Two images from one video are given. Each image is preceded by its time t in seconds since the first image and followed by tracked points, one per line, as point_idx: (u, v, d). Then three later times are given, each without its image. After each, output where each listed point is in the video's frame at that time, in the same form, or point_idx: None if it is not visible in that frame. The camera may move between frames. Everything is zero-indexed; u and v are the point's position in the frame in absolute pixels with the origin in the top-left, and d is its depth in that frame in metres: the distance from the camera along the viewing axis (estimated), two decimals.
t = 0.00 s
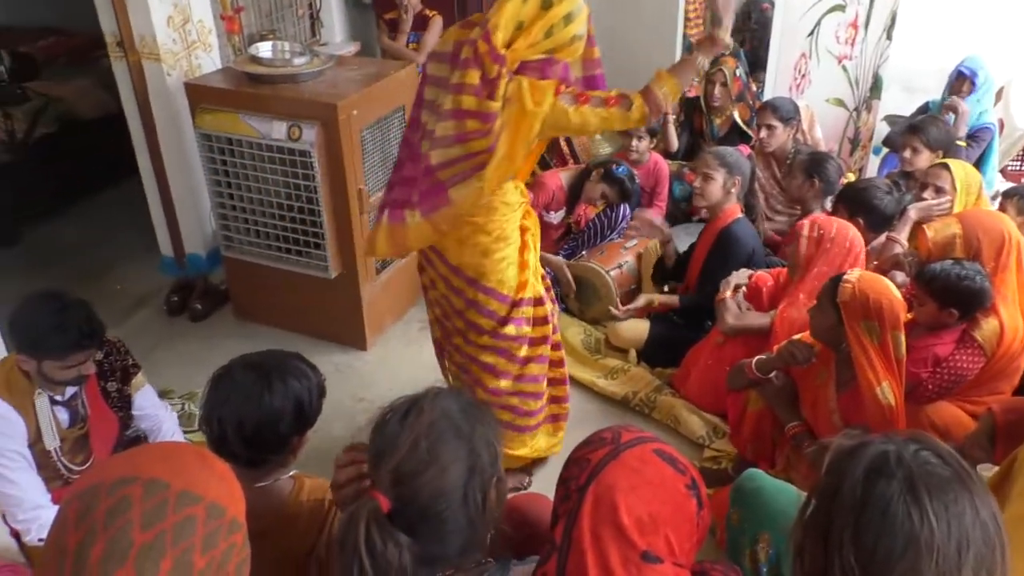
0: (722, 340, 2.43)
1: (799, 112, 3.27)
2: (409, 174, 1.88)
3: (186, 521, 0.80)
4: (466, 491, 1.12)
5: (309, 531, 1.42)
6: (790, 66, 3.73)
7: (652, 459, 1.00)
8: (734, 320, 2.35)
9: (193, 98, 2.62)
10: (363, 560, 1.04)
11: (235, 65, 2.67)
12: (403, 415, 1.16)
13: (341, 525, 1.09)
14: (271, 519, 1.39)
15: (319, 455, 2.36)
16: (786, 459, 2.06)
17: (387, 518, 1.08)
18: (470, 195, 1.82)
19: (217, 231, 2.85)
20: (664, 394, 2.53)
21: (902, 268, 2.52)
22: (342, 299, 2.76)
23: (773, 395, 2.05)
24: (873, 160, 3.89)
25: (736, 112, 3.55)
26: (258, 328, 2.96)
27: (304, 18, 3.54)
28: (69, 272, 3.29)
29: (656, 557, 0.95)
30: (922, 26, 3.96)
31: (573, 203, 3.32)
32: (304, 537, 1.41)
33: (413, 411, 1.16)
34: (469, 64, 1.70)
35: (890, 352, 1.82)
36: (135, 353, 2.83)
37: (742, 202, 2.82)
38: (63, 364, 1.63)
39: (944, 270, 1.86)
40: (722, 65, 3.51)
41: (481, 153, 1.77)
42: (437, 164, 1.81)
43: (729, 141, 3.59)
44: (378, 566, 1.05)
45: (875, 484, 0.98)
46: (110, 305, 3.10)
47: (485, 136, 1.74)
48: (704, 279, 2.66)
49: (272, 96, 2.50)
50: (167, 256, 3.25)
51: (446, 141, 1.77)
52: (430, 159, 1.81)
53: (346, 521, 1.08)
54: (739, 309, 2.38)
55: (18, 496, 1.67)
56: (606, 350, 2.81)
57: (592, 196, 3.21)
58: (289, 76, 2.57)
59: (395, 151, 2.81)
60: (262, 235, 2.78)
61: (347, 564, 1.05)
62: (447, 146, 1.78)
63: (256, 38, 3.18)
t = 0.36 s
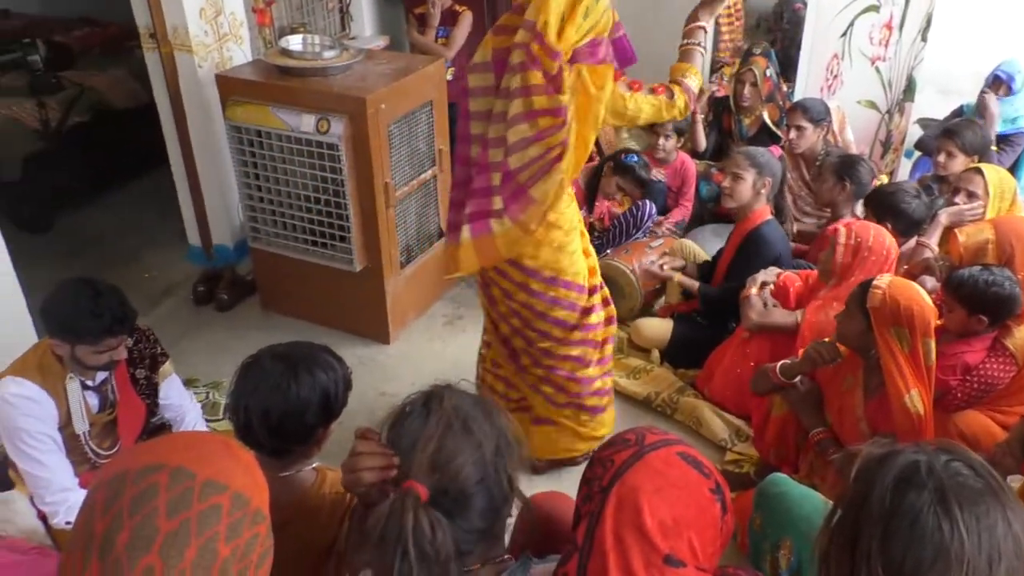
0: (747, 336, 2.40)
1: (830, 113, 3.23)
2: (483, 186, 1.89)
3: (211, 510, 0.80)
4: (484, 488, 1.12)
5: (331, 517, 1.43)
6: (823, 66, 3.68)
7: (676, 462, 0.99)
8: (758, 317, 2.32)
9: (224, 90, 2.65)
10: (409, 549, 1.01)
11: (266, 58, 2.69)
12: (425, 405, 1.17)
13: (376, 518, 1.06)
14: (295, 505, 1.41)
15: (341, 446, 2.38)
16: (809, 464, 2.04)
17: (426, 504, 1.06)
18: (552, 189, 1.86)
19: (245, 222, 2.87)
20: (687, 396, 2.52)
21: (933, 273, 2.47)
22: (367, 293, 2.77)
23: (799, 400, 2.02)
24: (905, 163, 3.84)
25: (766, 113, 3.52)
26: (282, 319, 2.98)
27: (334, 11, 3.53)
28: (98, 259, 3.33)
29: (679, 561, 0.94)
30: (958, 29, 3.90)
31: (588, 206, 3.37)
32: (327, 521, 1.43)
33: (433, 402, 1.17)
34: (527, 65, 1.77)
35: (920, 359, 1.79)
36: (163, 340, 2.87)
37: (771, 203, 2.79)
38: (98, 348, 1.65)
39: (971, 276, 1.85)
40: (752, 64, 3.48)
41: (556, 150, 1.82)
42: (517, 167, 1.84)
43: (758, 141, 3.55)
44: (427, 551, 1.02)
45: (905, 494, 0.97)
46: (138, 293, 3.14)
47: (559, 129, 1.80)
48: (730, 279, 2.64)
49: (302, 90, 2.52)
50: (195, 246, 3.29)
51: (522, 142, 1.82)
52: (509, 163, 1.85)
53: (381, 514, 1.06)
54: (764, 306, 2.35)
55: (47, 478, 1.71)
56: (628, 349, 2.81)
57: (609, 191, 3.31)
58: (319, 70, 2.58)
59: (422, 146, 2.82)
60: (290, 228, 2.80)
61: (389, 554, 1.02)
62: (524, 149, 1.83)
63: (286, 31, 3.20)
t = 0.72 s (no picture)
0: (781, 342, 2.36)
1: (874, 117, 3.17)
2: (552, 152, 1.87)
3: (248, 495, 0.81)
4: (526, 478, 1.12)
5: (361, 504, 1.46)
6: (866, 70, 3.63)
7: (710, 464, 0.98)
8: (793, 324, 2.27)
9: (265, 80, 2.67)
10: (466, 539, 1.01)
11: (307, 49, 2.71)
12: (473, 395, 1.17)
13: (432, 503, 1.06)
14: (326, 492, 1.42)
15: (370, 437, 2.40)
16: (841, 472, 2.01)
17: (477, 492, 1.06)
18: (636, 148, 1.82)
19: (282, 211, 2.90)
20: (717, 398, 2.50)
21: (976, 280, 2.40)
22: (400, 285, 2.78)
23: (833, 406, 2.01)
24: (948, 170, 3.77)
25: (806, 115, 3.48)
26: (315, 308, 3.01)
27: (374, 5, 3.56)
28: (138, 244, 3.39)
29: (711, 564, 0.93)
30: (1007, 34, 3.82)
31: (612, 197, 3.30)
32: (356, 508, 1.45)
33: (482, 391, 1.18)
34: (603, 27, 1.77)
35: (960, 370, 1.75)
36: (198, 326, 2.91)
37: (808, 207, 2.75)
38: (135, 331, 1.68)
39: (1016, 284, 1.81)
40: (794, 66, 3.43)
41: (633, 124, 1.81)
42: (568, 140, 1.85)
43: (797, 144, 3.51)
44: (481, 538, 1.02)
45: (945, 506, 0.95)
46: (176, 279, 3.19)
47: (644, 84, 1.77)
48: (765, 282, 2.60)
49: (341, 81, 2.54)
50: (232, 234, 3.33)
51: (615, 101, 1.77)
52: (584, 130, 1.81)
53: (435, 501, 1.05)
54: (799, 313, 2.29)
55: (83, 459, 1.74)
56: (660, 350, 2.80)
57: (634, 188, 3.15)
58: (359, 62, 2.60)
59: (459, 140, 2.82)
60: (325, 218, 2.82)
61: (444, 543, 1.02)
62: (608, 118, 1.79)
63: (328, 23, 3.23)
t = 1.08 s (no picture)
0: (808, 353, 2.32)
1: (910, 124, 3.12)
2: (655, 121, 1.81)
3: (279, 487, 0.82)
4: (550, 478, 1.10)
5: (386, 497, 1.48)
6: (902, 75, 3.62)
7: (740, 474, 0.97)
8: (822, 335, 2.22)
9: (297, 73, 2.69)
10: (483, 533, 1.01)
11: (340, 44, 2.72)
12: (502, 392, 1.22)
13: (453, 498, 1.06)
14: (351, 488, 1.43)
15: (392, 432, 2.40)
16: (866, 482, 1.99)
17: (499, 488, 1.05)
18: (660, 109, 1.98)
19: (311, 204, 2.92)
20: (742, 404, 2.48)
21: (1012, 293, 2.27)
22: (426, 280, 2.78)
23: (862, 415, 1.97)
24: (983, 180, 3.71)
25: (840, 120, 3.43)
26: (341, 302, 3.02)
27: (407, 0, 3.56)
28: (168, 233, 3.42)
29: None
30: None
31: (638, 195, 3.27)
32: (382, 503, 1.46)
33: (504, 394, 1.21)
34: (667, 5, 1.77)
35: (994, 382, 1.72)
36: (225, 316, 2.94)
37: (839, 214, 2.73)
38: (155, 311, 1.68)
39: None
40: (828, 70, 3.39)
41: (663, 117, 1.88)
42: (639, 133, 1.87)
43: (830, 148, 3.48)
44: (499, 533, 1.02)
45: (980, 521, 0.93)
46: (205, 268, 3.22)
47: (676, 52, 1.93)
48: (793, 288, 2.58)
49: (372, 76, 2.54)
50: (261, 225, 3.36)
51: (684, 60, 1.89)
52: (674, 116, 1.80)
53: (457, 493, 1.05)
54: (828, 324, 2.25)
55: (111, 444, 1.76)
56: (685, 354, 2.78)
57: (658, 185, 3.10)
58: (391, 57, 2.60)
59: (488, 138, 2.82)
60: (354, 212, 2.83)
61: (461, 536, 1.03)
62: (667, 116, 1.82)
63: (361, 18, 3.24)
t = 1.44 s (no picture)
0: (830, 354, 2.30)
1: (938, 127, 3.08)
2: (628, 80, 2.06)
3: (303, 478, 0.83)
4: (563, 478, 1.11)
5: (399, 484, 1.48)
6: (931, 78, 3.50)
7: (766, 478, 0.97)
8: (845, 337, 2.19)
9: (323, 67, 2.69)
10: (489, 534, 1.01)
11: (366, 38, 2.72)
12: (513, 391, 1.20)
13: (460, 496, 1.06)
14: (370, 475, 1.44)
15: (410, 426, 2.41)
16: (888, 488, 1.97)
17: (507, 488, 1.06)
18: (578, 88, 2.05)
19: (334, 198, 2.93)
20: (762, 406, 2.47)
21: None
22: (446, 275, 2.79)
23: (884, 420, 1.95)
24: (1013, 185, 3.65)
25: (866, 121, 3.39)
26: (362, 295, 3.04)
27: None
28: (192, 223, 3.45)
29: None
30: None
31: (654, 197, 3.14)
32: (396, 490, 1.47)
33: (518, 391, 1.20)
34: None
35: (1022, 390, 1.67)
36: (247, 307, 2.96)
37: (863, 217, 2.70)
38: (167, 285, 1.71)
39: None
40: (856, 71, 3.36)
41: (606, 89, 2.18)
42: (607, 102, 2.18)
43: (855, 151, 3.42)
44: (504, 535, 1.02)
45: (1008, 529, 0.92)
46: (228, 259, 3.24)
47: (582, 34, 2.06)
48: (816, 291, 2.56)
49: (397, 71, 2.55)
50: (284, 218, 3.38)
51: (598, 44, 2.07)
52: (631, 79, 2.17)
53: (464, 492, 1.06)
54: (852, 326, 2.22)
55: (134, 430, 1.77)
56: (705, 354, 2.77)
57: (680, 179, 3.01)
58: (417, 52, 2.61)
59: (512, 135, 2.81)
60: (376, 206, 2.84)
61: (468, 537, 1.02)
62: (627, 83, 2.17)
63: (387, 13, 3.25)
